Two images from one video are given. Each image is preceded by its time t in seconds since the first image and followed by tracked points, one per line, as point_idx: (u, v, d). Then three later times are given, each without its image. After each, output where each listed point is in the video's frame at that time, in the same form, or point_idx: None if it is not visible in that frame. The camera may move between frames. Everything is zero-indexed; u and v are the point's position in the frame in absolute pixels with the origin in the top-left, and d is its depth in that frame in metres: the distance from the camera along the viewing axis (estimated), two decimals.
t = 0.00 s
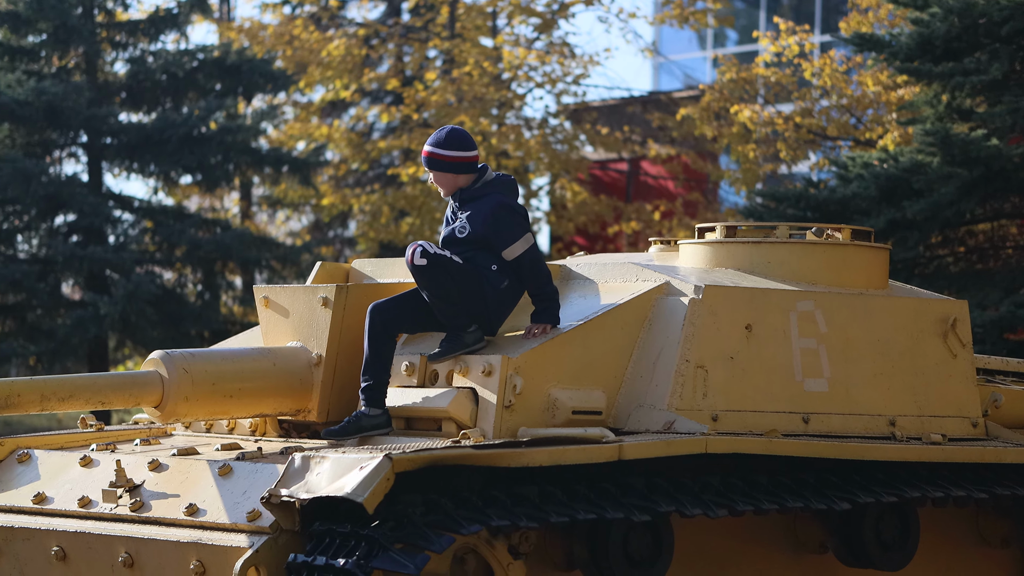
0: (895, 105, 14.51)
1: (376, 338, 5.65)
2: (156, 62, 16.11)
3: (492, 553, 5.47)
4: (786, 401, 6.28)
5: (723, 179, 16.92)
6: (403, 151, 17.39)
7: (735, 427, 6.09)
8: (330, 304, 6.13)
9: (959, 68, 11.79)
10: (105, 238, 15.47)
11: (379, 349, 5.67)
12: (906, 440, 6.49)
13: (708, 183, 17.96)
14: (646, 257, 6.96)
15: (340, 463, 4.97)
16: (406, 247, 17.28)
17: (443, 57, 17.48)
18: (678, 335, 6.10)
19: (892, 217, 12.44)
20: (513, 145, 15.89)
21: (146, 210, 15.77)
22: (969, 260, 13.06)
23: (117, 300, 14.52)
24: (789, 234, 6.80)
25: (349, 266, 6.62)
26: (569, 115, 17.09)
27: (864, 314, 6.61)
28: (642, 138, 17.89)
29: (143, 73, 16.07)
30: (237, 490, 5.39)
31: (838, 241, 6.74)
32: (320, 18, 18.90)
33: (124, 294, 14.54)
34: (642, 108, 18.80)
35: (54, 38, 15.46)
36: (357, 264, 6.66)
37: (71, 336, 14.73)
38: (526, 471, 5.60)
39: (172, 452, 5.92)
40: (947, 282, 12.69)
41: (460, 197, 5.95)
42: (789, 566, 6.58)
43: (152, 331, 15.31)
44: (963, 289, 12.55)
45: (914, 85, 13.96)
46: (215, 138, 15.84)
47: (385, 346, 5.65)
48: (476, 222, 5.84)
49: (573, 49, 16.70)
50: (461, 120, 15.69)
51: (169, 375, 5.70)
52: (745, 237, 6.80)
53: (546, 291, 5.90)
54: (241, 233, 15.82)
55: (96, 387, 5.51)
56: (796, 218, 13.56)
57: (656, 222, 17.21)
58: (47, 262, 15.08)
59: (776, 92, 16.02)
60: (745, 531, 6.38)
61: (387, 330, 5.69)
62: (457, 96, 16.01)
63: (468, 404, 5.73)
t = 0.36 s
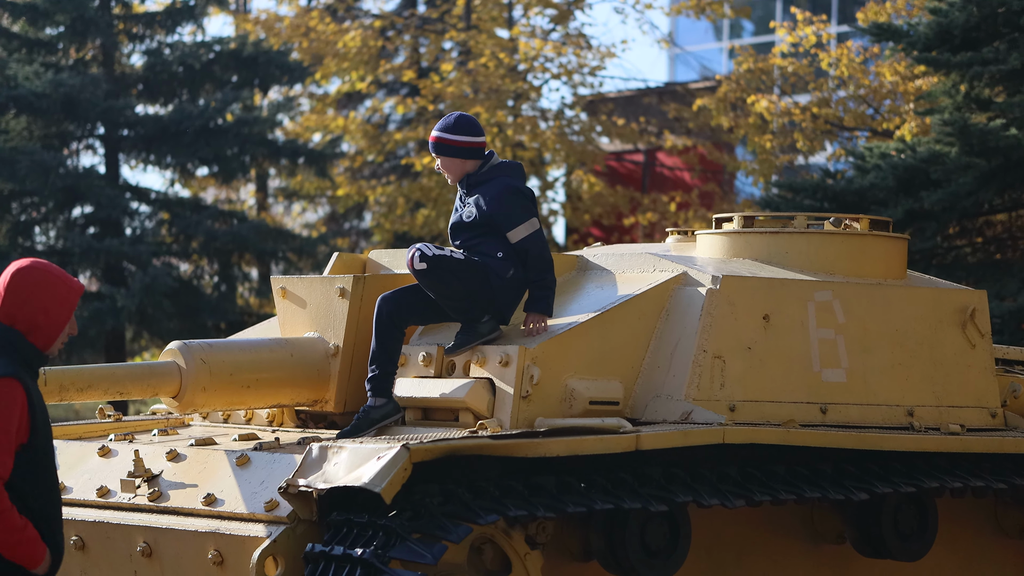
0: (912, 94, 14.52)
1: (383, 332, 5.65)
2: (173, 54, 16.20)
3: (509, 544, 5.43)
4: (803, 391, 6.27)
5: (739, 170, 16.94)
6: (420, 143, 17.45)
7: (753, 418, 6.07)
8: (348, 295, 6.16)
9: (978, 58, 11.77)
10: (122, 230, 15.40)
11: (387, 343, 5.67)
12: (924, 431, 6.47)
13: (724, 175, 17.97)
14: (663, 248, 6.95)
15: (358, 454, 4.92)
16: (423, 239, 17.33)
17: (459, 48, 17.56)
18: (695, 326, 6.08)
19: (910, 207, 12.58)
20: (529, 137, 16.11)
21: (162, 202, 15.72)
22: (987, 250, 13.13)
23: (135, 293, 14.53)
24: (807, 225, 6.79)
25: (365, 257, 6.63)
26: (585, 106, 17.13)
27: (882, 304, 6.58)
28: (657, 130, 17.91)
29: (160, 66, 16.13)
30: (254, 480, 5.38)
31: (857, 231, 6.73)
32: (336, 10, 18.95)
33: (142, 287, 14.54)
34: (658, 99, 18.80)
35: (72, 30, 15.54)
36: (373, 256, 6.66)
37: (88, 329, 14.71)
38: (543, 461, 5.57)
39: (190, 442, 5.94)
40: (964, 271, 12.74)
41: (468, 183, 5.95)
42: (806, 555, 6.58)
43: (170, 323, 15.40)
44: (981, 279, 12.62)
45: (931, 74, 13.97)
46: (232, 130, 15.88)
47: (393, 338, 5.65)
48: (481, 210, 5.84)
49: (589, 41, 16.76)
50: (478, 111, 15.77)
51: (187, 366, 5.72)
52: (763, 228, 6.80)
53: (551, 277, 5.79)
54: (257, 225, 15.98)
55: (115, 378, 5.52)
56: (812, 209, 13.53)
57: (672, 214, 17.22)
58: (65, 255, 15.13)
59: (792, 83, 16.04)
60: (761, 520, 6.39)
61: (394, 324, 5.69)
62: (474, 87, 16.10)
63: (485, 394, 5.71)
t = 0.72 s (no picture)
0: (930, 82, 14.48)
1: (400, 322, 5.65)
2: (190, 43, 16.25)
3: (525, 532, 5.42)
4: (820, 378, 6.25)
5: (756, 158, 16.92)
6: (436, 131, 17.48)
7: (769, 405, 6.06)
8: (364, 282, 6.17)
9: (997, 44, 11.72)
10: (139, 218, 15.62)
11: (404, 333, 5.67)
12: (942, 419, 6.45)
13: (741, 163, 17.94)
14: (679, 236, 6.94)
15: (374, 442, 4.93)
16: (438, 227, 17.33)
17: (475, 36, 17.59)
18: (711, 315, 6.08)
19: (927, 194, 12.54)
20: (544, 125, 16.13)
21: (180, 190, 15.84)
22: (1005, 238, 13.05)
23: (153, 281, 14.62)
24: (824, 212, 6.77)
25: (381, 245, 6.63)
26: (600, 94, 17.15)
27: (900, 292, 6.56)
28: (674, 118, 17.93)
29: (177, 54, 16.22)
30: (271, 468, 5.39)
31: (874, 219, 6.71)
32: None
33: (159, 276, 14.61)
34: (674, 87, 18.76)
35: (89, 18, 15.62)
36: (390, 244, 6.65)
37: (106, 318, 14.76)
38: (559, 449, 5.57)
39: (207, 430, 5.96)
40: (982, 259, 12.73)
41: (479, 175, 5.90)
42: (823, 543, 6.57)
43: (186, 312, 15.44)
44: (999, 267, 12.59)
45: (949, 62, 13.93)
46: (248, 118, 15.93)
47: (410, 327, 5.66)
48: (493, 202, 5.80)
49: (605, 28, 16.77)
50: (493, 99, 15.82)
51: (204, 353, 5.74)
52: (780, 216, 6.78)
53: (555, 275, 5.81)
54: (273, 213, 15.81)
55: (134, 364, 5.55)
56: (829, 196, 13.56)
57: (688, 202, 17.20)
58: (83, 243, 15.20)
59: (809, 71, 16.00)
60: (777, 508, 6.37)
61: (410, 313, 5.69)
62: (489, 75, 16.13)
63: (500, 382, 5.69)
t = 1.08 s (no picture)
0: (945, 73, 14.42)
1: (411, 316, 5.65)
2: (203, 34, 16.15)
3: (538, 523, 5.42)
4: (834, 370, 6.24)
5: (770, 149, 16.90)
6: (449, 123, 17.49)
7: (782, 397, 6.05)
8: (377, 274, 6.18)
9: (1012, 35, 11.68)
10: (153, 210, 15.66)
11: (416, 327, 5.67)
12: (955, 411, 6.44)
13: (754, 154, 17.90)
14: (691, 227, 6.93)
15: (387, 432, 4.95)
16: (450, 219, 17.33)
17: (488, 27, 17.61)
18: (725, 306, 6.06)
19: (940, 186, 12.50)
20: (557, 116, 16.15)
21: (193, 182, 15.87)
22: (1020, 229, 12.98)
23: (166, 273, 14.68)
24: (837, 204, 6.76)
25: (394, 236, 6.62)
26: (613, 86, 17.15)
27: (913, 284, 6.54)
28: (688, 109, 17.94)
29: (190, 46, 16.12)
30: (284, 459, 5.41)
31: (888, 210, 6.69)
32: None
33: (173, 267, 14.68)
34: (688, 79, 18.74)
35: (102, 11, 15.67)
36: (402, 235, 6.66)
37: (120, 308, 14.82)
38: (572, 441, 5.56)
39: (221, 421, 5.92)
40: (997, 251, 12.70)
41: (489, 168, 5.89)
42: (836, 535, 6.56)
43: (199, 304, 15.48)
44: (1013, 259, 12.55)
45: (964, 52, 13.87)
46: (261, 110, 15.91)
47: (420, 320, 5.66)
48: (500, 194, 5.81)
49: (619, 20, 16.75)
50: (506, 91, 15.86)
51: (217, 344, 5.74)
52: (793, 207, 6.77)
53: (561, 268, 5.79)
54: (286, 204, 15.91)
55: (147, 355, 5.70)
56: (843, 187, 13.52)
57: (701, 193, 17.17)
58: (96, 235, 15.25)
59: (822, 62, 15.95)
60: (789, 500, 6.37)
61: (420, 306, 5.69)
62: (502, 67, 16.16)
63: (514, 373, 5.69)
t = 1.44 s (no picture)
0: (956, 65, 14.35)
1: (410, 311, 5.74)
2: (213, 27, 16.20)
3: (547, 516, 5.43)
4: (844, 363, 6.24)
5: (780, 142, 16.85)
6: (459, 115, 17.50)
7: (792, 389, 6.05)
8: (386, 267, 6.21)
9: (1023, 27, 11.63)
10: (164, 202, 15.70)
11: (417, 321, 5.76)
12: (966, 403, 6.43)
13: (764, 147, 17.85)
14: (701, 220, 6.93)
15: (396, 426, 4.98)
16: (460, 211, 17.34)
17: (497, 20, 17.61)
18: (734, 298, 6.06)
19: (951, 177, 12.45)
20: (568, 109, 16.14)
21: (204, 174, 15.89)
22: None
23: (176, 266, 14.73)
24: (847, 196, 6.75)
25: (404, 229, 6.63)
26: (623, 78, 17.14)
27: (923, 276, 6.53)
28: (698, 101, 17.92)
29: (200, 39, 16.13)
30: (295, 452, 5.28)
31: (898, 202, 6.68)
32: None
33: (183, 260, 14.74)
34: (698, 71, 18.71)
35: (113, 3, 15.70)
36: (413, 227, 6.68)
37: (131, 301, 14.87)
38: (581, 433, 5.58)
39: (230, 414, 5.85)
40: (1008, 243, 12.66)
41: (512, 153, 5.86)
42: (846, 527, 6.57)
43: (210, 296, 15.52)
44: None
45: (975, 44, 13.81)
46: (271, 103, 15.94)
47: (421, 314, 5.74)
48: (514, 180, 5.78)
49: (629, 13, 16.73)
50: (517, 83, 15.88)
51: (227, 338, 5.90)
52: (803, 199, 6.76)
53: (567, 263, 5.76)
54: (296, 197, 15.92)
55: (156, 349, 5.73)
56: (853, 180, 13.50)
57: (711, 186, 17.13)
58: (107, 228, 15.30)
59: (833, 53, 15.90)
60: (800, 493, 6.38)
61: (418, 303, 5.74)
62: (513, 60, 16.21)
63: (523, 367, 5.68)
